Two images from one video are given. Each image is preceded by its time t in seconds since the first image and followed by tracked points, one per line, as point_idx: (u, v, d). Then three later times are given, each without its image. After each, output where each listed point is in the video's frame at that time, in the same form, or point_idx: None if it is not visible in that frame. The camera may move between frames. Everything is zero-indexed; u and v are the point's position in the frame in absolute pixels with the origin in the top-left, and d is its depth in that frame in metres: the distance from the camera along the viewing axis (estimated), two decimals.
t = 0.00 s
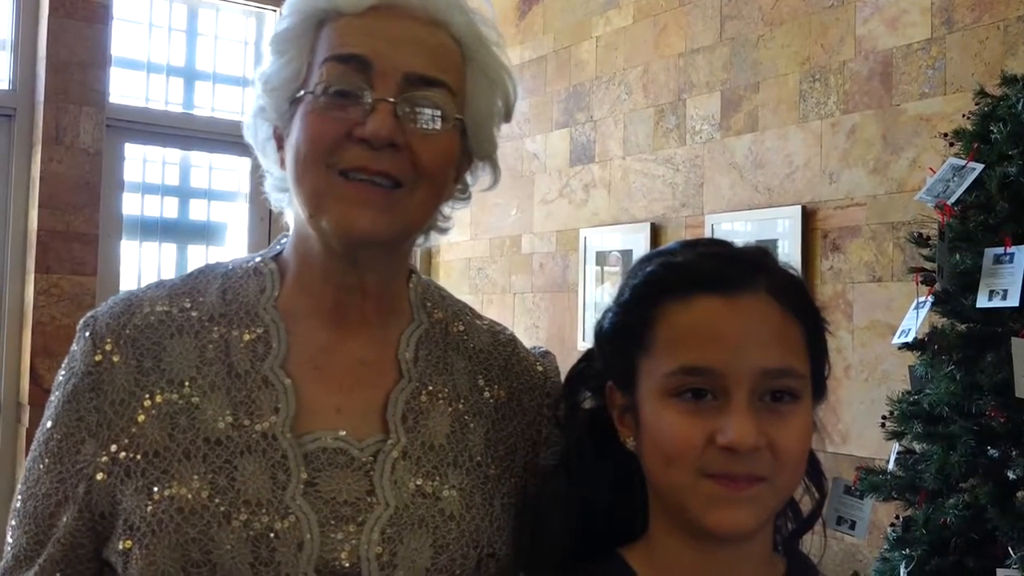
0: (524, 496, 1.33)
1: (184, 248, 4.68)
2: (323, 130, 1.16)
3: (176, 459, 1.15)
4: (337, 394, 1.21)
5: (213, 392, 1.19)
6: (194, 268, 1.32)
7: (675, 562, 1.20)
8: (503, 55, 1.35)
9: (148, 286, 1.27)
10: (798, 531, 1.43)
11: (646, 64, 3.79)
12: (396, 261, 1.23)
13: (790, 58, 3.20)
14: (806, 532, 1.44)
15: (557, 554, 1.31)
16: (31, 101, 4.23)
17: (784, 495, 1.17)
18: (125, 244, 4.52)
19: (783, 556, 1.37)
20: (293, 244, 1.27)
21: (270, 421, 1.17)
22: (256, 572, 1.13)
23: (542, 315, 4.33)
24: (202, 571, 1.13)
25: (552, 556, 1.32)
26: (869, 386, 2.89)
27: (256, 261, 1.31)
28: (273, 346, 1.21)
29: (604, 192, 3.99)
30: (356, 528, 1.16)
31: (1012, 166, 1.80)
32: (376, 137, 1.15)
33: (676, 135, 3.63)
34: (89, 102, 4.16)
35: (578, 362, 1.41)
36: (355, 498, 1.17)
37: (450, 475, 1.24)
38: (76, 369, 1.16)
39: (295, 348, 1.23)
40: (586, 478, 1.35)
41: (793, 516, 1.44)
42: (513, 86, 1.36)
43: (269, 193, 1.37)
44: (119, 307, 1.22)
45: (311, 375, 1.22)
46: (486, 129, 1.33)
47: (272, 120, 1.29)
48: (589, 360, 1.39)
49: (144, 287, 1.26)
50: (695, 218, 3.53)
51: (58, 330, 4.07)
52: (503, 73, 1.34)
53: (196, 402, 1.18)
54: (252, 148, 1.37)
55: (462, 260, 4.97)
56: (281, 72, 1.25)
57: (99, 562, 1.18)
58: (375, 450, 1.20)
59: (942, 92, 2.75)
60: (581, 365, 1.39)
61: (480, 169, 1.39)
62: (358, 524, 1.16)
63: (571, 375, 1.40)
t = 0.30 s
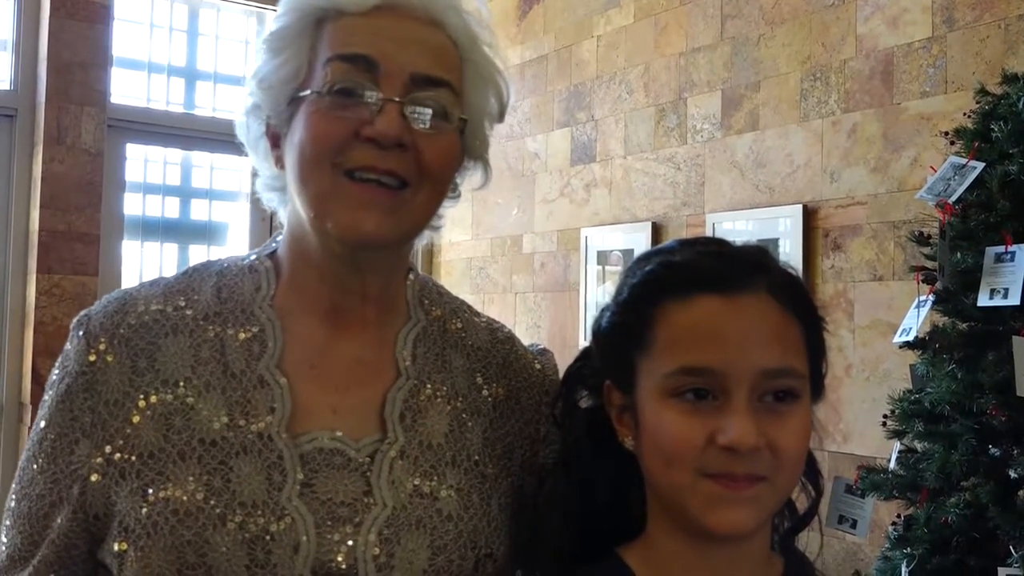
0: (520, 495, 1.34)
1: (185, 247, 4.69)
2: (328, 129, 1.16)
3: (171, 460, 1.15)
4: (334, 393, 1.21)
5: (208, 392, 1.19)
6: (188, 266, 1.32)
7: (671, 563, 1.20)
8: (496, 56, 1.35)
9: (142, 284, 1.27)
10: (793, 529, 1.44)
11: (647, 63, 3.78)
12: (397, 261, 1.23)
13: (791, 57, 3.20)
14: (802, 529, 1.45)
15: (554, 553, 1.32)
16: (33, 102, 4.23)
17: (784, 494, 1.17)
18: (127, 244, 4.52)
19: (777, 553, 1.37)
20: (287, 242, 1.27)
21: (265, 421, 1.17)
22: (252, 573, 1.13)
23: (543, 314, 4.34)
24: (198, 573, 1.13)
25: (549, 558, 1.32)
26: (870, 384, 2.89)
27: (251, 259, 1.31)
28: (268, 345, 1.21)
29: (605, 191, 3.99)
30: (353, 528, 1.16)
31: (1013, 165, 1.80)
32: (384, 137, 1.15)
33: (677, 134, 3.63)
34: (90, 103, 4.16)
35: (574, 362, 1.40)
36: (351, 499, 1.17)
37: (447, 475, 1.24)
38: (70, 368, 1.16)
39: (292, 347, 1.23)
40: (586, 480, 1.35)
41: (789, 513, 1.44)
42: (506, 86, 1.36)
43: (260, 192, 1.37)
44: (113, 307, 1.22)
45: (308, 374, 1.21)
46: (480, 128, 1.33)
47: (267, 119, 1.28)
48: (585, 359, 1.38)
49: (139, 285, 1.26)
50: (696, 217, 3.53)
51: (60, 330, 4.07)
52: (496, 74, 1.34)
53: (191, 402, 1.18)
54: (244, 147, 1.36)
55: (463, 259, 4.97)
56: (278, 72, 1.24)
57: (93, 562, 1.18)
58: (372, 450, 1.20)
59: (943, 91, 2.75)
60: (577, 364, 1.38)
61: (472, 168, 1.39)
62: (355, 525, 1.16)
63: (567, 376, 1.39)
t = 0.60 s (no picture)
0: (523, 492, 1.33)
1: (187, 247, 4.69)
2: (336, 127, 1.15)
3: (173, 456, 1.15)
4: (336, 389, 1.21)
5: (209, 387, 1.19)
6: (188, 262, 1.32)
7: (669, 563, 1.21)
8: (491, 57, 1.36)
9: (142, 280, 1.27)
10: (791, 528, 1.44)
11: (648, 63, 3.78)
12: (400, 260, 1.23)
13: (792, 57, 3.19)
14: (800, 528, 1.45)
15: (552, 553, 1.32)
16: (35, 102, 4.24)
17: (783, 493, 1.17)
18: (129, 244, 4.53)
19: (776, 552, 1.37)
20: (287, 239, 1.26)
21: (267, 416, 1.17)
22: (254, 571, 1.13)
23: (544, 314, 4.34)
24: (200, 570, 1.13)
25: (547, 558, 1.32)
26: (872, 384, 2.89)
27: (253, 255, 1.31)
28: (270, 341, 1.21)
29: (606, 191, 3.99)
30: (355, 525, 1.16)
31: (1015, 165, 1.80)
32: (394, 136, 1.15)
33: (678, 134, 3.63)
34: (92, 102, 4.16)
35: (571, 363, 1.39)
36: (354, 496, 1.17)
37: (450, 471, 1.24)
38: (70, 364, 1.17)
39: (293, 343, 1.23)
40: (585, 480, 1.34)
41: (786, 513, 1.44)
42: (502, 86, 1.36)
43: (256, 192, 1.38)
44: (113, 302, 1.22)
45: (310, 370, 1.21)
46: (476, 127, 1.35)
47: (266, 118, 1.28)
48: (583, 359, 1.38)
49: (139, 281, 1.26)
50: (697, 217, 3.53)
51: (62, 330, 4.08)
52: (490, 71, 1.33)
53: (192, 397, 1.18)
54: (242, 146, 1.36)
55: (464, 259, 4.97)
56: (279, 73, 1.24)
57: (94, 560, 1.19)
58: (375, 446, 1.20)
59: (944, 90, 2.75)
60: (574, 365, 1.38)
61: (466, 167, 1.39)
62: (358, 522, 1.16)
63: (565, 377, 1.38)
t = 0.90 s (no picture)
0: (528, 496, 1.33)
1: (190, 247, 4.70)
2: (330, 128, 1.16)
3: (176, 458, 1.15)
4: (340, 392, 1.21)
5: (213, 388, 1.19)
6: (191, 262, 1.32)
7: (676, 560, 1.20)
8: (500, 52, 1.35)
9: (146, 279, 1.26)
10: (800, 527, 1.43)
11: (650, 63, 3.78)
12: (400, 261, 1.23)
13: (795, 57, 3.19)
14: (808, 528, 1.44)
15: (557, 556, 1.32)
16: (38, 101, 4.24)
17: (790, 492, 1.17)
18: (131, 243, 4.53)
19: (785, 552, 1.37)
20: (291, 239, 1.26)
21: (271, 418, 1.17)
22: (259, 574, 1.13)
23: (546, 313, 4.34)
24: (204, 573, 1.13)
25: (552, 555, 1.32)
26: (874, 384, 2.89)
27: (257, 256, 1.31)
28: (274, 343, 1.21)
29: (609, 190, 3.99)
30: (360, 529, 1.16)
31: (1018, 164, 1.80)
32: (385, 135, 1.15)
33: (681, 134, 3.63)
34: (95, 102, 4.17)
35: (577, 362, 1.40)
36: (359, 499, 1.17)
37: (454, 476, 1.24)
38: (71, 363, 1.17)
39: (297, 345, 1.22)
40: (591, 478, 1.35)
41: (794, 512, 1.44)
42: (510, 83, 1.36)
43: (266, 194, 1.38)
44: (116, 301, 1.22)
45: (313, 372, 1.21)
46: (485, 125, 1.33)
47: (270, 120, 1.28)
48: (589, 360, 1.38)
49: (142, 280, 1.26)
50: (699, 217, 3.53)
51: (65, 329, 4.09)
52: (499, 68, 1.34)
53: (195, 399, 1.18)
54: (248, 149, 1.36)
55: (466, 258, 4.97)
56: (281, 72, 1.24)
57: (93, 560, 1.19)
58: (379, 450, 1.19)
59: (947, 90, 2.74)
60: (579, 365, 1.39)
61: (477, 165, 1.39)
62: (362, 526, 1.16)
63: (571, 377, 1.38)
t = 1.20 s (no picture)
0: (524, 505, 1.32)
1: (193, 247, 4.70)
2: (324, 128, 1.16)
3: (168, 461, 1.13)
4: (336, 397, 1.19)
5: (207, 392, 1.16)
6: (185, 264, 1.30)
7: (686, 558, 1.20)
8: (504, 55, 1.35)
9: (139, 279, 1.24)
10: (817, 528, 1.43)
11: (653, 63, 3.78)
12: (394, 263, 1.21)
13: (799, 56, 3.19)
14: (825, 529, 1.44)
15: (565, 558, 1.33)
16: (41, 102, 4.25)
17: (801, 490, 1.17)
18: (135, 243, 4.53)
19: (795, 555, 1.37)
20: (288, 242, 1.25)
21: (266, 423, 1.15)
22: None
23: (549, 314, 4.34)
24: None
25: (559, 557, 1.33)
26: (878, 383, 2.88)
27: (252, 258, 1.29)
28: (269, 346, 1.19)
29: (611, 190, 3.99)
30: (353, 536, 1.14)
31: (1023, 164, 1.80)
32: (374, 133, 1.14)
33: (683, 134, 3.63)
34: (98, 103, 4.17)
35: (591, 366, 1.44)
36: (352, 506, 1.15)
37: (447, 485, 1.23)
38: (61, 362, 1.14)
39: (292, 348, 1.21)
40: (602, 477, 1.38)
41: (811, 513, 1.44)
42: (516, 88, 1.37)
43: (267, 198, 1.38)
44: (108, 300, 1.20)
45: (308, 377, 1.19)
46: (489, 128, 1.33)
47: (272, 125, 1.29)
48: (605, 361, 1.41)
49: (135, 280, 1.24)
50: (703, 216, 3.53)
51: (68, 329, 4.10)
52: (504, 72, 1.34)
53: (189, 401, 1.15)
54: (250, 152, 1.35)
55: (469, 258, 4.97)
56: (279, 73, 1.25)
57: (79, 564, 1.15)
58: (372, 456, 1.18)
59: (951, 90, 2.74)
60: (597, 366, 1.41)
61: (484, 172, 1.39)
62: (355, 533, 1.14)
63: (589, 378, 1.43)
